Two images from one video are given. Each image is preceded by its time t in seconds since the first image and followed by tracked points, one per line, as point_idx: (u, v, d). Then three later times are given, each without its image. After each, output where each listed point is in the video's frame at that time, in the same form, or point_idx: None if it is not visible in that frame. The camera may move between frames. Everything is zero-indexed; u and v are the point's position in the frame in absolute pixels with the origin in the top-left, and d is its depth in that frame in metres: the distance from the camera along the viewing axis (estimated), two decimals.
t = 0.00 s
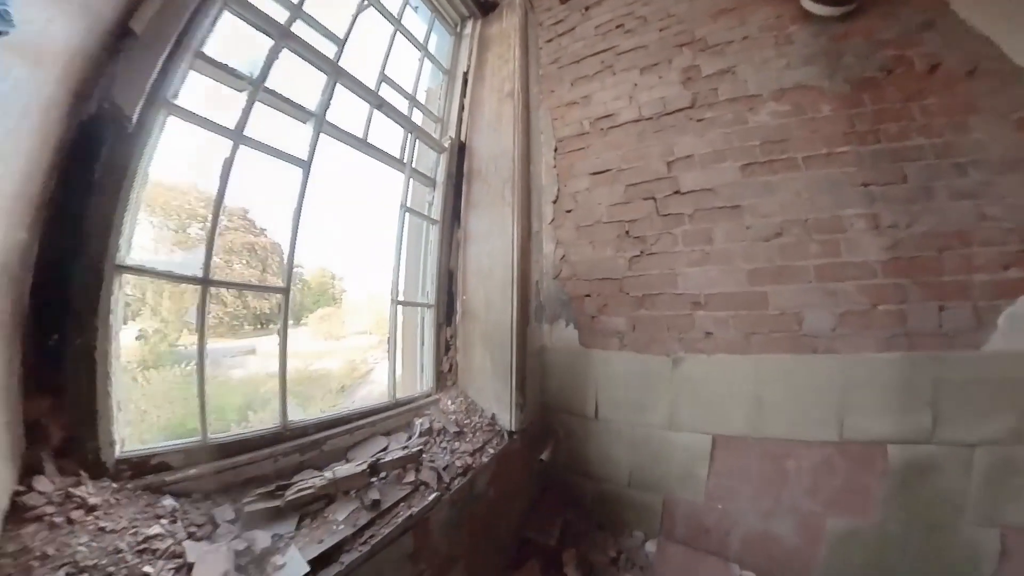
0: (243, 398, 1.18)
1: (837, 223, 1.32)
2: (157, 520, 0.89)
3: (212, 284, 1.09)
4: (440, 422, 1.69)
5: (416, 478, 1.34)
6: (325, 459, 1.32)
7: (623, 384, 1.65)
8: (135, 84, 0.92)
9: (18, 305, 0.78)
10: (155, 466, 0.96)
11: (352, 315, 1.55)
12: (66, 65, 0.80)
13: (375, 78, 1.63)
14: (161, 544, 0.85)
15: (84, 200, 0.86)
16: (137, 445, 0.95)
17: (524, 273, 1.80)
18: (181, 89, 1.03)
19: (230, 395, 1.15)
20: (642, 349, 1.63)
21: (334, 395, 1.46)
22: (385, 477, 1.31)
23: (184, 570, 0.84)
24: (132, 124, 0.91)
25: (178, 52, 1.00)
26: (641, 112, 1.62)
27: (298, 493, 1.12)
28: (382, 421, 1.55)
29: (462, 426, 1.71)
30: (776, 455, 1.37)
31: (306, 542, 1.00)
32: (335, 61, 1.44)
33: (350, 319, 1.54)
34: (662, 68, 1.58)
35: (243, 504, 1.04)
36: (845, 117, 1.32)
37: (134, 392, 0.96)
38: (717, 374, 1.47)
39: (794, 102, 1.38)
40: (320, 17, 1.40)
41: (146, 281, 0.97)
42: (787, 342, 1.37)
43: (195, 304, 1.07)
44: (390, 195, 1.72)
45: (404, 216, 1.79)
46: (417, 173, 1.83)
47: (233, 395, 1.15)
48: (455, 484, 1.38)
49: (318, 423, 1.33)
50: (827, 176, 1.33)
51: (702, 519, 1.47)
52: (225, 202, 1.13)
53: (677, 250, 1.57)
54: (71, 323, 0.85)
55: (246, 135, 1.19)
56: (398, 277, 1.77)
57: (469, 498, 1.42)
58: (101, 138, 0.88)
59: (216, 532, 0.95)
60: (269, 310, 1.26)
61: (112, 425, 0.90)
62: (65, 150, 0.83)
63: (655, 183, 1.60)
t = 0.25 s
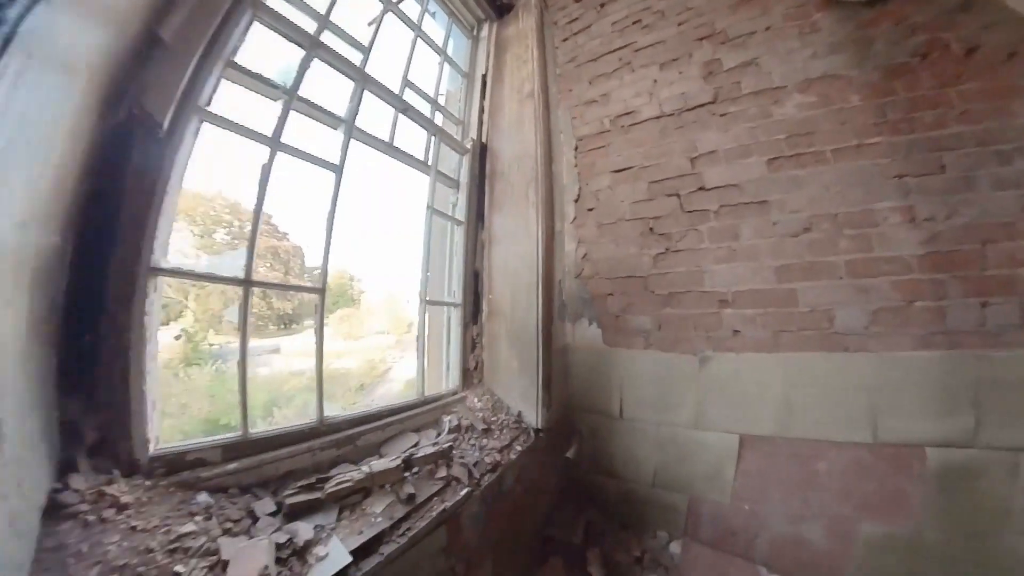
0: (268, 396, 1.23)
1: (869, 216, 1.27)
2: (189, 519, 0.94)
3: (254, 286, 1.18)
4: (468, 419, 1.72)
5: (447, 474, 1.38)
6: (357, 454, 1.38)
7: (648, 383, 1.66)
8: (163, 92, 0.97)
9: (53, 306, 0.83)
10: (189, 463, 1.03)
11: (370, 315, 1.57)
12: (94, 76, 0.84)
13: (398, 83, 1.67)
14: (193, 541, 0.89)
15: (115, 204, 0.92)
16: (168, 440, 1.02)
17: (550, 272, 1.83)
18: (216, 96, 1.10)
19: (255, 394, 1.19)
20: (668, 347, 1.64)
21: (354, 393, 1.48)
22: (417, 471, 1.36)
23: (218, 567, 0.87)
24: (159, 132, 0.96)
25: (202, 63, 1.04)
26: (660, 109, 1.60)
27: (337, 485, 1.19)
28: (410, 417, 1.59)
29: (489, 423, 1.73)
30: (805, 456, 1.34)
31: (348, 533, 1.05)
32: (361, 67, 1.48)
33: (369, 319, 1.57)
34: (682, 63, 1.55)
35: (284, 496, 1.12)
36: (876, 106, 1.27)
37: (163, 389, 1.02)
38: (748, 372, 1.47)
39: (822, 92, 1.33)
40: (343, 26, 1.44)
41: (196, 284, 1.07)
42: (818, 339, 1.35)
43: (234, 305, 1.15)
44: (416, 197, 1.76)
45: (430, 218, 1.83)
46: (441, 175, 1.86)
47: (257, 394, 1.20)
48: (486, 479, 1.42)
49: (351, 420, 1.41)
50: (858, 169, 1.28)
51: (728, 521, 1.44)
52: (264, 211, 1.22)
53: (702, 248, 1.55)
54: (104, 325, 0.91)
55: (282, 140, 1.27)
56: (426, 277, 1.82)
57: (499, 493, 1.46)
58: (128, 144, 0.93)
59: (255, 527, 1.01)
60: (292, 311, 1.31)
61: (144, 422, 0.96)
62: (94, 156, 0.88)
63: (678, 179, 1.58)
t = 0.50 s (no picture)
0: (291, 392, 1.27)
1: (900, 211, 1.22)
2: (231, 506, 1.01)
3: (289, 287, 1.26)
4: (491, 416, 1.73)
5: (472, 469, 1.41)
6: (387, 449, 1.44)
7: (670, 383, 1.65)
8: (206, 108, 1.05)
9: (110, 303, 0.94)
10: (230, 453, 1.11)
11: (388, 316, 1.61)
12: (141, 94, 0.92)
13: (418, 88, 1.72)
14: (236, 527, 0.96)
15: (161, 209, 1.01)
16: (211, 434, 1.11)
17: (570, 270, 1.84)
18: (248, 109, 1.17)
19: (294, 388, 1.28)
20: (690, 346, 1.62)
21: (372, 390, 1.51)
22: (444, 467, 1.39)
23: (260, 551, 0.94)
24: (201, 142, 1.05)
25: (238, 77, 1.12)
26: (678, 106, 1.57)
27: (367, 479, 1.25)
28: (434, 414, 1.64)
29: (511, 421, 1.74)
30: (833, 460, 1.31)
31: (379, 524, 1.11)
32: (383, 75, 1.54)
33: (387, 319, 1.61)
34: (700, 58, 1.52)
35: (318, 488, 1.18)
36: (906, 95, 1.21)
37: (206, 384, 1.10)
38: (771, 374, 1.44)
39: (848, 83, 1.29)
40: (365, 36, 1.50)
41: (222, 285, 1.13)
42: (846, 339, 1.31)
43: (268, 306, 1.23)
44: (438, 199, 1.82)
45: (452, 220, 1.88)
46: (462, 178, 1.91)
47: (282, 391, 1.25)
48: (509, 475, 1.44)
49: (379, 416, 1.47)
50: (888, 161, 1.23)
51: (752, 525, 1.41)
52: (294, 224, 1.28)
53: (725, 246, 1.53)
54: (152, 325, 0.99)
55: (313, 148, 1.34)
56: (449, 278, 1.88)
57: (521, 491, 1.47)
58: (173, 153, 1.02)
59: (292, 515, 1.08)
60: (312, 310, 1.35)
61: (190, 416, 1.05)
62: (144, 164, 0.99)
63: (699, 176, 1.56)
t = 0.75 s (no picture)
0: (306, 390, 1.30)
1: (925, 205, 1.16)
2: (249, 500, 1.03)
3: (303, 287, 1.29)
4: (502, 417, 1.72)
5: (483, 469, 1.40)
6: (400, 447, 1.47)
7: (684, 385, 1.61)
8: (223, 118, 1.09)
9: (136, 305, 0.98)
10: (248, 449, 1.15)
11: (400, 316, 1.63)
12: (162, 107, 0.96)
13: (427, 92, 1.74)
14: (254, 522, 0.98)
15: (181, 215, 1.05)
16: (231, 430, 1.15)
17: (582, 269, 1.82)
18: (263, 117, 1.22)
19: (311, 387, 1.32)
20: (704, 347, 1.59)
21: (384, 390, 1.53)
22: (456, 466, 1.38)
23: (274, 545, 0.95)
24: (219, 149, 1.09)
25: (253, 86, 1.16)
26: (690, 101, 1.53)
27: (380, 476, 1.25)
28: (445, 414, 1.65)
29: (522, 421, 1.73)
30: (855, 465, 1.26)
31: (390, 521, 1.11)
32: (393, 79, 1.57)
33: (399, 319, 1.63)
34: (711, 51, 1.48)
35: (331, 484, 1.19)
36: (930, 84, 1.15)
37: (225, 382, 1.15)
38: (789, 376, 1.40)
39: (868, 72, 1.23)
40: (375, 43, 1.53)
41: (241, 287, 1.17)
42: (868, 340, 1.26)
43: (285, 306, 1.27)
44: (448, 200, 1.84)
45: (463, 221, 1.89)
46: (472, 179, 1.92)
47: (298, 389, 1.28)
48: (520, 475, 1.43)
49: (392, 415, 1.50)
50: (911, 153, 1.18)
51: (768, 531, 1.37)
52: (309, 227, 1.32)
53: (740, 244, 1.49)
54: (175, 327, 1.03)
55: (326, 153, 1.37)
56: (459, 279, 1.89)
57: (532, 491, 1.47)
58: (193, 162, 1.06)
59: (306, 511, 1.09)
60: (327, 311, 1.38)
61: (210, 413, 1.09)
62: (168, 174, 1.03)
63: (712, 172, 1.52)
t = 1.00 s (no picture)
0: (319, 388, 1.33)
1: (949, 199, 1.11)
2: (262, 495, 1.06)
3: (314, 287, 1.32)
4: (510, 417, 1.72)
5: (491, 468, 1.41)
6: (410, 445, 1.48)
7: (696, 386, 1.59)
8: (236, 123, 1.12)
9: (154, 304, 1.01)
10: (261, 446, 1.18)
11: (410, 316, 1.65)
12: (179, 114, 0.99)
13: (435, 94, 1.76)
14: (266, 516, 1.01)
15: (197, 219, 1.08)
16: (246, 427, 1.18)
17: (591, 269, 1.81)
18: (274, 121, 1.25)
19: (325, 385, 1.34)
20: (717, 348, 1.56)
21: (395, 389, 1.55)
22: (463, 465, 1.39)
23: (286, 539, 0.97)
24: (233, 155, 1.12)
25: (265, 92, 1.19)
26: (699, 96, 1.50)
27: (390, 474, 1.27)
28: (455, 413, 1.66)
29: (531, 421, 1.72)
30: (874, 472, 1.21)
31: (398, 519, 1.12)
32: (401, 83, 1.59)
33: (410, 319, 1.65)
34: (721, 44, 1.45)
35: (342, 481, 1.22)
36: (952, 71, 1.10)
37: (240, 380, 1.18)
38: (806, 378, 1.35)
39: (885, 62, 1.18)
40: (383, 47, 1.56)
41: (256, 287, 1.20)
42: (889, 341, 1.21)
43: (298, 307, 1.30)
44: (456, 201, 1.85)
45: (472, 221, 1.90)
46: (481, 179, 1.93)
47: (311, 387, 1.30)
48: (528, 476, 1.43)
49: (402, 414, 1.52)
50: (932, 146, 1.12)
51: (782, 538, 1.33)
52: (320, 228, 1.35)
53: (753, 242, 1.45)
54: (192, 326, 1.06)
55: (336, 156, 1.40)
56: (468, 278, 1.89)
57: (540, 491, 1.46)
58: (209, 168, 1.10)
59: (317, 506, 1.11)
60: (340, 311, 1.40)
61: (225, 410, 1.13)
62: (186, 180, 1.07)
63: (723, 168, 1.48)
